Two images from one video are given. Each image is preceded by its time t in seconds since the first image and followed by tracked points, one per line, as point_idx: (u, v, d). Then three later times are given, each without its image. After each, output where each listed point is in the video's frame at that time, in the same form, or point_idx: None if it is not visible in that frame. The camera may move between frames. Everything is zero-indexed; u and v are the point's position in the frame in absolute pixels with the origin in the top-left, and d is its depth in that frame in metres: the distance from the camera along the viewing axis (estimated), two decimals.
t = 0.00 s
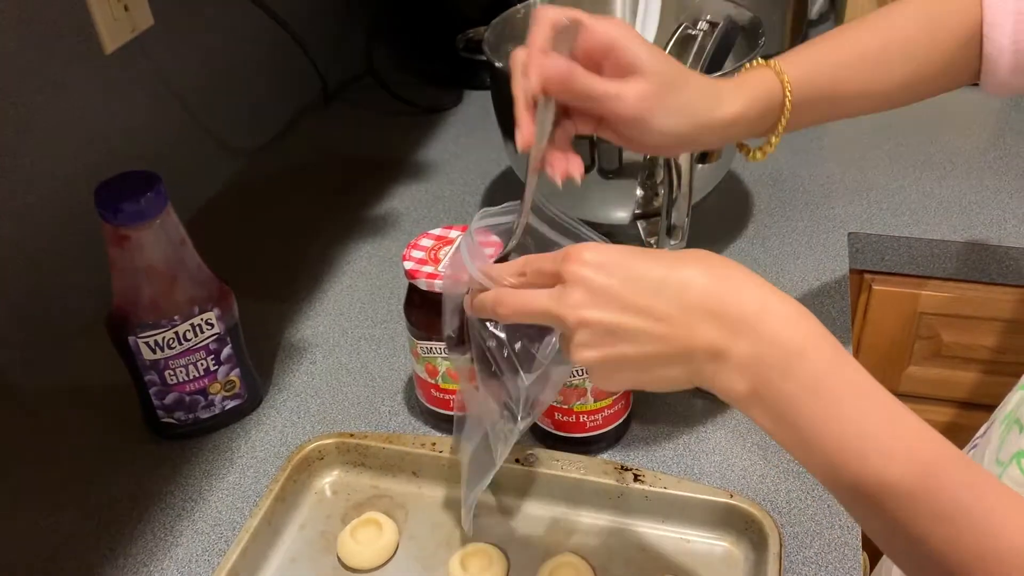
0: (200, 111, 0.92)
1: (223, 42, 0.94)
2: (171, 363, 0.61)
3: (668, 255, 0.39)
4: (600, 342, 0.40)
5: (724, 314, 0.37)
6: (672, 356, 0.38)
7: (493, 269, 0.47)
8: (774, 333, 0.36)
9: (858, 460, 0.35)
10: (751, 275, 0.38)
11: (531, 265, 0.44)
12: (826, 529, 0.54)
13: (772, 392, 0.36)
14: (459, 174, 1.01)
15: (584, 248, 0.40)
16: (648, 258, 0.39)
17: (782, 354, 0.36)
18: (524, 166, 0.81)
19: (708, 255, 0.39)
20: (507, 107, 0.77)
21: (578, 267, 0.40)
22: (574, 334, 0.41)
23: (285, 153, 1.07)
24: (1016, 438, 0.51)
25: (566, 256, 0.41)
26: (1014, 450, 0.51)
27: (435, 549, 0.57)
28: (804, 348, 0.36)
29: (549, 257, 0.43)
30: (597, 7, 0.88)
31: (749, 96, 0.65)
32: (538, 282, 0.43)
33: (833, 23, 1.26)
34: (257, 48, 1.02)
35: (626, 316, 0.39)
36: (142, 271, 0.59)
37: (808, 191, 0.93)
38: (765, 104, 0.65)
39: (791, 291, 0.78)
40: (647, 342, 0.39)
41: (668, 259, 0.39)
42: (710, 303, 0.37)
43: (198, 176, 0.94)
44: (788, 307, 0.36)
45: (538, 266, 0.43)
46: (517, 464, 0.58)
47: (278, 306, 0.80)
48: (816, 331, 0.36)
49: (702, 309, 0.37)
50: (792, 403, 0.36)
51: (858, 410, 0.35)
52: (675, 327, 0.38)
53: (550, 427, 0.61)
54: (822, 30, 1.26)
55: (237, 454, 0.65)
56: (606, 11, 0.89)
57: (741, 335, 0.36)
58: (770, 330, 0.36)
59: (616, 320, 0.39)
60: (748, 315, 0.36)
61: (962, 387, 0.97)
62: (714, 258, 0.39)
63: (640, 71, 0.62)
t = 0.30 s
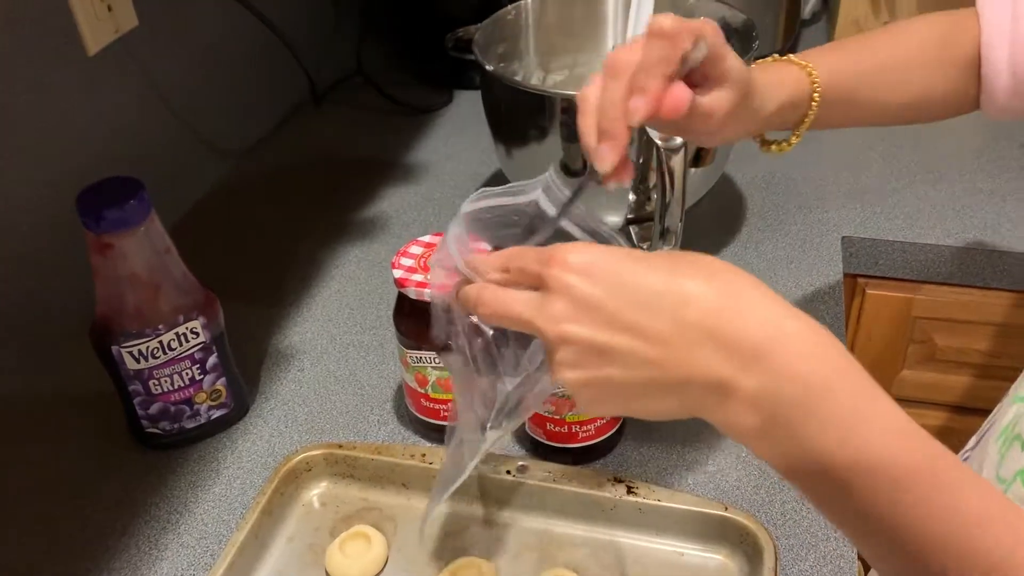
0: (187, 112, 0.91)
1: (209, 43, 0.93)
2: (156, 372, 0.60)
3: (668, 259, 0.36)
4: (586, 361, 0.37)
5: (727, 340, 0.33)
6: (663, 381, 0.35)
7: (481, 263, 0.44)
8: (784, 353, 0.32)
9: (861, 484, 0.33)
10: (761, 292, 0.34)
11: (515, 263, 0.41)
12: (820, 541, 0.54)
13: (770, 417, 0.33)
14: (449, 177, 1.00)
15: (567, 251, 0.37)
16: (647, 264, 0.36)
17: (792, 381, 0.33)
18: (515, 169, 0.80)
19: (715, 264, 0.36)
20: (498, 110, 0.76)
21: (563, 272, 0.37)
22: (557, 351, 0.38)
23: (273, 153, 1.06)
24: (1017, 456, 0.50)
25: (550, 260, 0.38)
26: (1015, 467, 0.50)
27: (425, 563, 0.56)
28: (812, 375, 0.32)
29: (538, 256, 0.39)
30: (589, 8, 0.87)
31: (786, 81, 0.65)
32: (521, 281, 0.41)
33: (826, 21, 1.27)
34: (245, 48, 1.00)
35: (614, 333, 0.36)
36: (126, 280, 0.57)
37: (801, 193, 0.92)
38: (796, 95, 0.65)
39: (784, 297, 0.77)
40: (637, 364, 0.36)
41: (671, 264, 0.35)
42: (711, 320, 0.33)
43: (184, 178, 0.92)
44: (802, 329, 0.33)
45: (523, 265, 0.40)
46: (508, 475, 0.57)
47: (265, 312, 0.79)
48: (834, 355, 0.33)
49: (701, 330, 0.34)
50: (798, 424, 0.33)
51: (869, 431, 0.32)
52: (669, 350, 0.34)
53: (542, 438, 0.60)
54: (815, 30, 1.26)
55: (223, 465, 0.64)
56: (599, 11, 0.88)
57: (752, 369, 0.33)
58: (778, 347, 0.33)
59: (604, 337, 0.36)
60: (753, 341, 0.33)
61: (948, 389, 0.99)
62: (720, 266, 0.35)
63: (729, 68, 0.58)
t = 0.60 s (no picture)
0: (186, 108, 0.90)
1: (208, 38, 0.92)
2: (155, 374, 0.59)
3: (876, 251, 0.36)
4: (759, 335, 0.39)
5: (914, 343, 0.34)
6: (835, 369, 0.37)
7: (669, 218, 0.44)
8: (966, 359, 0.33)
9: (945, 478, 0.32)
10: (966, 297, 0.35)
11: (709, 223, 0.41)
12: (827, 549, 0.53)
13: (920, 412, 0.35)
14: (450, 174, 0.99)
15: (765, 218, 0.37)
16: (852, 252, 0.36)
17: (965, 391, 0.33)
18: (517, 168, 0.79)
19: (930, 266, 0.36)
20: (501, 108, 0.76)
21: (755, 243, 0.37)
22: (732, 318, 0.40)
23: (273, 149, 1.05)
24: None
25: (746, 220, 0.38)
26: None
27: (427, 567, 0.55)
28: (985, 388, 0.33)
29: (731, 217, 0.40)
30: (593, 5, 0.86)
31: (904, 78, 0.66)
32: (713, 244, 0.41)
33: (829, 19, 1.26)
34: (244, 43, 0.99)
35: (791, 311, 0.37)
36: (124, 280, 0.57)
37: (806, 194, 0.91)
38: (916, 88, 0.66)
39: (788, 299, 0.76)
40: (811, 347, 0.37)
41: (875, 258, 0.36)
42: (906, 319, 0.34)
43: (183, 175, 0.91)
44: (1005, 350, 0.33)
45: (719, 228, 0.40)
46: (511, 480, 0.57)
47: (265, 311, 0.78)
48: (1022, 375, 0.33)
49: (891, 325, 0.34)
50: (954, 430, 0.34)
51: (1011, 452, 0.33)
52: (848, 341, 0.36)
53: (545, 442, 0.59)
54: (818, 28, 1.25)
55: (222, 467, 0.63)
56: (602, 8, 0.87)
57: (931, 375, 0.34)
58: (955, 355, 0.33)
59: (779, 314, 0.37)
60: (944, 349, 0.33)
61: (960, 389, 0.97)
62: (934, 266, 0.36)
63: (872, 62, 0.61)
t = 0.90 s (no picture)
0: (192, 100, 0.90)
1: (214, 30, 0.91)
2: (165, 366, 0.59)
3: (959, 313, 0.37)
4: (849, 388, 0.41)
5: (982, 403, 0.35)
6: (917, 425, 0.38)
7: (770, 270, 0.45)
8: None
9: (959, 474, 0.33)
10: None
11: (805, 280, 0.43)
12: (836, 543, 0.53)
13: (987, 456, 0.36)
14: (457, 167, 0.99)
15: (851, 286, 0.39)
16: (933, 313, 0.38)
17: None
18: (525, 161, 0.79)
19: (1007, 326, 0.37)
20: (509, 102, 0.75)
21: (841, 306, 0.40)
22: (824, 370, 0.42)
23: (279, 141, 1.05)
24: None
25: (831, 286, 0.40)
26: None
27: (436, 560, 0.55)
28: None
29: (826, 276, 0.41)
30: None
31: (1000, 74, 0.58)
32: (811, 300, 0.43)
33: (836, 14, 1.25)
34: (250, 34, 0.99)
35: (873, 368, 0.39)
36: (135, 272, 0.57)
37: (814, 188, 0.91)
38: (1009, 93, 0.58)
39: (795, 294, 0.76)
40: (893, 402, 0.39)
41: (954, 319, 0.37)
42: (979, 376, 0.35)
43: (189, 167, 0.91)
44: None
45: (813, 287, 0.42)
46: (521, 473, 0.57)
47: (272, 303, 0.78)
48: None
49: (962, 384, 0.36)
50: None
51: None
52: (923, 399, 0.37)
53: (554, 436, 0.60)
54: (825, 23, 1.24)
55: (232, 459, 0.63)
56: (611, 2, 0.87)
57: (998, 433, 0.35)
58: None
59: (864, 374, 0.39)
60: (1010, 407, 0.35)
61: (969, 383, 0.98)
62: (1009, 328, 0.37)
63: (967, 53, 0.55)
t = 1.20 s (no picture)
0: (194, 94, 0.89)
1: (216, 24, 0.91)
2: (169, 359, 0.59)
3: (934, 324, 0.39)
4: (848, 401, 0.41)
5: (974, 398, 0.37)
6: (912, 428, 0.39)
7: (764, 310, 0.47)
8: None
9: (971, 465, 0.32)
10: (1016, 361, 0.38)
11: (797, 312, 0.45)
12: (842, 539, 0.53)
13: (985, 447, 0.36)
14: (459, 162, 0.99)
15: (840, 307, 0.41)
16: (911, 325, 0.39)
17: (1018, 430, 0.36)
18: (528, 156, 0.79)
19: (981, 334, 0.39)
20: (513, 96, 0.75)
21: (833, 325, 0.41)
22: (821, 388, 0.42)
23: (280, 136, 1.04)
24: None
25: (820, 312, 0.42)
26: None
27: (441, 554, 0.55)
28: None
29: (815, 307, 0.43)
30: None
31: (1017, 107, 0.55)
32: (804, 330, 0.45)
33: (838, 10, 1.25)
34: (251, 28, 0.98)
35: (866, 379, 0.40)
36: (139, 265, 0.56)
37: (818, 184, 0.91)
38: None
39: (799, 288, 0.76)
40: (889, 409, 0.39)
41: (934, 327, 0.39)
42: (968, 373, 0.37)
43: (191, 162, 0.91)
44: None
45: (804, 315, 0.44)
46: (526, 467, 0.57)
47: (275, 298, 0.78)
48: None
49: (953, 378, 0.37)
50: None
51: None
52: (917, 403, 0.38)
53: (559, 430, 0.60)
54: (827, 19, 1.24)
55: (236, 452, 0.63)
56: None
57: (990, 423, 0.37)
58: (1013, 399, 0.36)
59: (860, 384, 0.40)
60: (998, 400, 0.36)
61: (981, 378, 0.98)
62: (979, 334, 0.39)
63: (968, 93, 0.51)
